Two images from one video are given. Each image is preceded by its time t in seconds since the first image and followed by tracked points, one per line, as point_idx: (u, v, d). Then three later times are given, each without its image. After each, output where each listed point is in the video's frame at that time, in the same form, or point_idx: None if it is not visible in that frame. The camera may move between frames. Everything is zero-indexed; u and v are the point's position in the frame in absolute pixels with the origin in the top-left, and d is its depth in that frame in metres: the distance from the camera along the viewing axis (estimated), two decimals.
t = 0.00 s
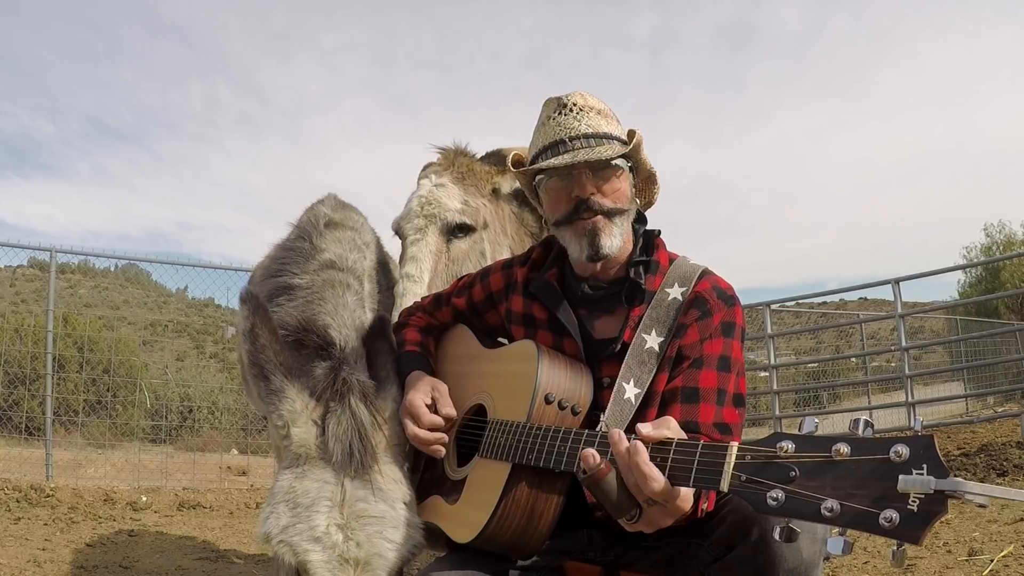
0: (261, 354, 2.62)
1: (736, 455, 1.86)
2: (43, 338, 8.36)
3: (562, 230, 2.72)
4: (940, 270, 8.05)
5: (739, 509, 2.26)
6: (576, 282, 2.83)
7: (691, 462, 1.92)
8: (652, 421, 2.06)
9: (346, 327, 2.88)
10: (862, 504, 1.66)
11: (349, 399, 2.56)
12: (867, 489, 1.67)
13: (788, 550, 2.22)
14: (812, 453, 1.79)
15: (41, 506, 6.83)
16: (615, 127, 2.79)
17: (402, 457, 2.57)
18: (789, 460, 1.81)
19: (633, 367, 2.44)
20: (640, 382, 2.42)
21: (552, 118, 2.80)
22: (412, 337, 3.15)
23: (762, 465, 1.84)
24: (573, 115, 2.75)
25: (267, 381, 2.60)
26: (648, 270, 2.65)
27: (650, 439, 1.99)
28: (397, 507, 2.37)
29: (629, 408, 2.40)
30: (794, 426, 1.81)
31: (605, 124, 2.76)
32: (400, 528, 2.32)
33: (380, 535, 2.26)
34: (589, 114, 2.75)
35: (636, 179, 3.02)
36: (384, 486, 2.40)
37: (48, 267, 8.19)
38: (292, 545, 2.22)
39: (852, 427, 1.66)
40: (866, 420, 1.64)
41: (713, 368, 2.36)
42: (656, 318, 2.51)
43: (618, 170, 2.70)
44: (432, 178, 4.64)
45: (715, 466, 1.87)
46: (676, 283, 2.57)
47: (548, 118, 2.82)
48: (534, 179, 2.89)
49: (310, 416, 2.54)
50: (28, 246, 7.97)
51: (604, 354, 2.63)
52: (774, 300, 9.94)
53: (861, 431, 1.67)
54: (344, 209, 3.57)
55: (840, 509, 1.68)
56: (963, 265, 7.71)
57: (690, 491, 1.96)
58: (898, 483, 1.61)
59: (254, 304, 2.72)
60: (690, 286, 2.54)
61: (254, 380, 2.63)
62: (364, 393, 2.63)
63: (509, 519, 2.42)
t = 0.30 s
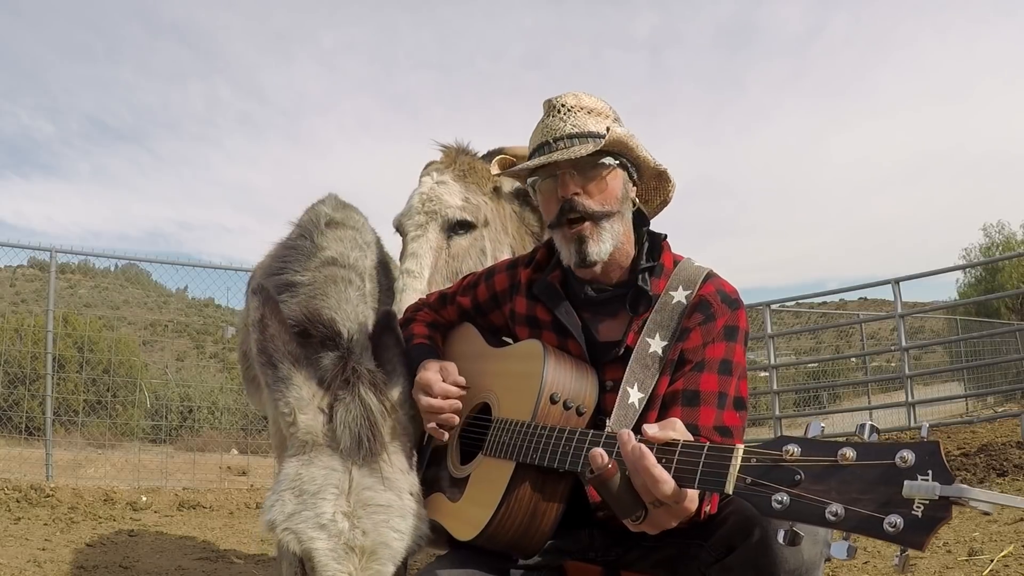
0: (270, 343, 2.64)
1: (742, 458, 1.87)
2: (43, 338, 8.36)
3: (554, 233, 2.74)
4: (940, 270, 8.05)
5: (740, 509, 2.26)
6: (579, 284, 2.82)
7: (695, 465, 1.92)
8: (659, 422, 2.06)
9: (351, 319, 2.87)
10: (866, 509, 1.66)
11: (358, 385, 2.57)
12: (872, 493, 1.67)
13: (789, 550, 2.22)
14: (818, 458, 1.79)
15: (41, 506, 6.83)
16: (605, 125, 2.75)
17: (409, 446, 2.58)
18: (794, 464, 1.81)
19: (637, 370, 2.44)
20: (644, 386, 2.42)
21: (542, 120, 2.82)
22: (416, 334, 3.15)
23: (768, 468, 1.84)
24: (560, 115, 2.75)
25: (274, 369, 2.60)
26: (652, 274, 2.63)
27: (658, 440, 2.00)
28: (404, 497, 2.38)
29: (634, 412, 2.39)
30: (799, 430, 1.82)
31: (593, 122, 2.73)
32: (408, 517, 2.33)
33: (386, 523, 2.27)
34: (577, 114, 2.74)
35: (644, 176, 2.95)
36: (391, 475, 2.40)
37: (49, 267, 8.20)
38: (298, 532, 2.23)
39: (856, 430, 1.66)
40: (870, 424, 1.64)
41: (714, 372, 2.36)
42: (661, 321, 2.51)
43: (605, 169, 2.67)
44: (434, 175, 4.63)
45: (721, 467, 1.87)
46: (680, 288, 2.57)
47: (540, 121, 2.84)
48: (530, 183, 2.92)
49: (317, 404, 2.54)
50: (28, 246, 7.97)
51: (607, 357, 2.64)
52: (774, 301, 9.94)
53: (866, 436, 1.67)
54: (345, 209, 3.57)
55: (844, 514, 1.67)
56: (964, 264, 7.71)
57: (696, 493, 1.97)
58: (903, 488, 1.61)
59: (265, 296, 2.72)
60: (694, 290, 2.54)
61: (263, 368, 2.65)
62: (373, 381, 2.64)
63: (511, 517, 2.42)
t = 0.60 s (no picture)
0: (275, 338, 2.64)
1: (753, 457, 1.87)
2: (43, 338, 8.37)
3: (553, 236, 2.76)
4: (940, 270, 8.05)
5: (741, 509, 2.24)
6: (583, 284, 2.82)
7: (706, 465, 1.91)
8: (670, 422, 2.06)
9: (352, 316, 2.88)
10: (877, 507, 1.66)
11: (362, 380, 2.57)
12: (882, 492, 1.67)
13: (788, 549, 2.20)
14: (829, 456, 1.79)
15: (41, 506, 6.83)
16: (598, 127, 2.71)
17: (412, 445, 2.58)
18: (804, 462, 1.81)
19: (642, 370, 2.43)
20: (649, 385, 2.41)
21: (539, 126, 2.82)
22: (419, 333, 3.15)
23: (779, 467, 1.83)
24: (553, 121, 2.74)
25: (278, 364, 2.61)
26: (659, 273, 2.64)
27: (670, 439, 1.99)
28: (408, 491, 2.38)
29: (639, 411, 2.39)
30: (810, 429, 1.82)
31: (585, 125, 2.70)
32: (411, 511, 2.33)
33: (389, 518, 2.27)
34: (569, 118, 2.72)
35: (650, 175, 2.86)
36: (394, 469, 2.40)
37: (48, 267, 8.20)
38: (302, 525, 2.23)
39: (866, 430, 1.67)
40: (880, 424, 1.64)
41: (719, 371, 2.37)
42: (666, 321, 2.50)
43: (596, 173, 2.64)
44: (436, 174, 4.63)
45: (731, 466, 1.87)
46: (686, 287, 2.56)
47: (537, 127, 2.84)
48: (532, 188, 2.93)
49: (320, 399, 2.54)
50: (28, 246, 7.98)
51: (612, 356, 2.64)
52: (774, 301, 9.95)
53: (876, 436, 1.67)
54: (346, 209, 3.57)
55: (854, 512, 1.68)
56: (964, 264, 7.71)
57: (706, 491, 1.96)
58: (913, 487, 1.61)
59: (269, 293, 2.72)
60: (700, 290, 2.54)
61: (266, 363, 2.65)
62: (377, 376, 2.64)
63: (516, 517, 2.42)
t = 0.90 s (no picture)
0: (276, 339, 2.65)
1: (741, 454, 1.87)
2: (43, 338, 8.37)
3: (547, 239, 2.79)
4: (941, 270, 8.05)
5: (740, 510, 2.25)
6: (582, 283, 2.82)
7: (695, 461, 1.91)
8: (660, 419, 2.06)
9: (353, 316, 2.88)
10: (864, 505, 1.66)
11: (362, 382, 2.57)
12: (870, 490, 1.67)
13: (787, 549, 2.20)
14: (815, 453, 1.79)
15: (41, 506, 6.83)
16: (584, 132, 2.67)
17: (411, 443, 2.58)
18: (792, 459, 1.80)
19: (640, 368, 2.44)
20: (647, 382, 2.41)
21: (530, 132, 2.81)
22: (420, 333, 3.15)
23: (766, 463, 1.83)
24: (540, 129, 2.73)
25: (280, 365, 2.62)
26: (659, 271, 2.63)
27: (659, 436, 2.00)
28: (406, 494, 2.37)
29: (636, 409, 2.39)
30: (798, 427, 1.81)
31: (571, 132, 2.67)
32: (409, 514, 2.33)
33: (387, 521, 2.26)
34: (555, 126, 2.70)
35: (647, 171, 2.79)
36: (393, 472, 2.40)
37: (48, 267, 8.20)
38: (300, 527, 2.24)
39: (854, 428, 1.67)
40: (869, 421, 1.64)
41: (718, 371, 2.37)
42: (666, 320, 2.50)
43: (582, 181, 2.62)
44: (438, 173, 4.62)
45: (720, 464, 1.87)
46: (686, 287, 2.56)
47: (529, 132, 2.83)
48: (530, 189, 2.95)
49: (320, 399, 2.55)
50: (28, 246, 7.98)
51: (611, 355, 2.64)
52: (774, 301, 9.95)
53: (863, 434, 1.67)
54: (346, 209, 3.57)
55: (841, 510, 1.68)
56: (964, 264, 7.71)
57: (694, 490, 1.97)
58: (900, 485, 1.61)
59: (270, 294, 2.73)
60: (700, 290, 2.54)
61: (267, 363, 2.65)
62: (378, 378, 2.63)
63: (511, 514, 2.42)
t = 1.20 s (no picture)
0: (274, 341, 2.65)
1: (732, 449, 1.88)
2: (43, 338, 8.37)
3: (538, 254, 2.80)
4: (940, 270, 8.05)
5: (736, 510, 2.26)
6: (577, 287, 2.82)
7: (686, 455, 1.91)
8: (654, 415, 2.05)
9: (351, 316, 2.88)
10: (854, 497, 1.66)
11: (361, 383, 2.56)
12: (859, 482, 1.67)
13: (783, 548, 2.20)
14: (805, 446, 1.79)
15: (41, 506, 6.83)
16: (556, 147, 2.63)
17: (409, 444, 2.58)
18: (782, 453, 1.81)
19: (637, 370, 2.44)
20: (644, 386, 2.42)
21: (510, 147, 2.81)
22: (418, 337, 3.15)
23: (757, 457, 1.84)
24: (516, 147, 2.73)
25: (277, 366, 2.61)
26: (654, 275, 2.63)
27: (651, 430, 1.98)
28: (404, 495, 2.37)
29: (633, 410, 2.39)
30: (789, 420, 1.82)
31: (542, 148, 2.65)
32: (406, 515, 2.33)
33: (384, 522, 2.27)
34: (529, 143, 2.68)
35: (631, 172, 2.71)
36: (392, 473, 2.40)
37: (48, 267, 8.20)
38: (298, 528, 2.23)
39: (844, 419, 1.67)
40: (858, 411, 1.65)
41: (714, 372, 2.37)
42: (663, 322, 2.50)
43: (557, 198, 2.59)
44: (439, 174, 4.63)
45: (711, 458, 1.88)
46: (681, 288, 2.56)
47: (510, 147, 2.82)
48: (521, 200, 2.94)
49: (319, 400, 2.54)
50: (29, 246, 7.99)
51: (608, 358, 2.64)
52: (774, 301, 9.95)
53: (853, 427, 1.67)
54: (345, 209, 3.57)
55: (831, 501, 1.68)
56: (964, 264, 7.71)
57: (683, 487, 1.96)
58: (889, 476, 1.61)
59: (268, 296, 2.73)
60: (695, 291, 2.53)
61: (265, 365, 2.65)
62: (376, 379, 2.63)
63: (507, 513, 2.42)
